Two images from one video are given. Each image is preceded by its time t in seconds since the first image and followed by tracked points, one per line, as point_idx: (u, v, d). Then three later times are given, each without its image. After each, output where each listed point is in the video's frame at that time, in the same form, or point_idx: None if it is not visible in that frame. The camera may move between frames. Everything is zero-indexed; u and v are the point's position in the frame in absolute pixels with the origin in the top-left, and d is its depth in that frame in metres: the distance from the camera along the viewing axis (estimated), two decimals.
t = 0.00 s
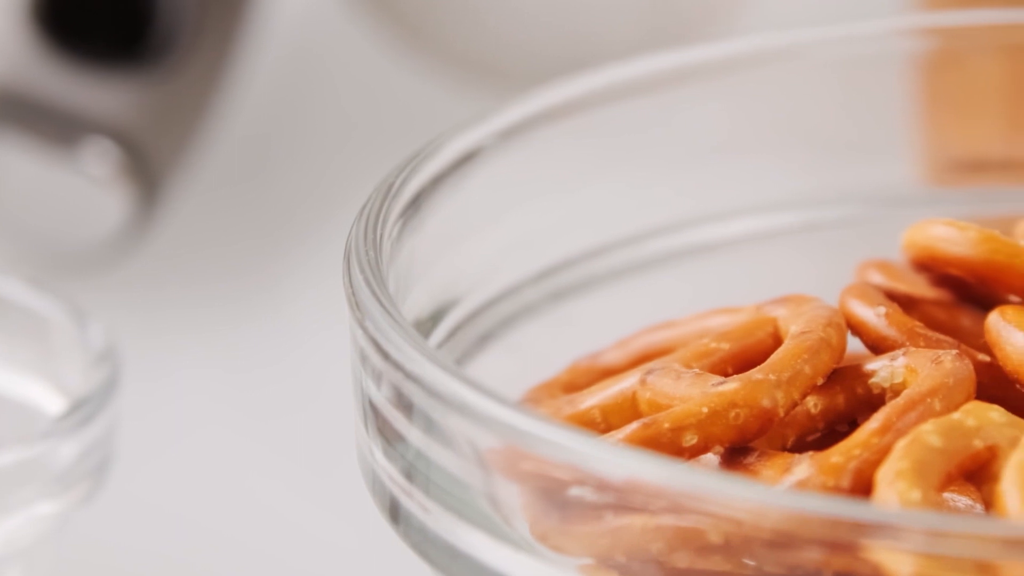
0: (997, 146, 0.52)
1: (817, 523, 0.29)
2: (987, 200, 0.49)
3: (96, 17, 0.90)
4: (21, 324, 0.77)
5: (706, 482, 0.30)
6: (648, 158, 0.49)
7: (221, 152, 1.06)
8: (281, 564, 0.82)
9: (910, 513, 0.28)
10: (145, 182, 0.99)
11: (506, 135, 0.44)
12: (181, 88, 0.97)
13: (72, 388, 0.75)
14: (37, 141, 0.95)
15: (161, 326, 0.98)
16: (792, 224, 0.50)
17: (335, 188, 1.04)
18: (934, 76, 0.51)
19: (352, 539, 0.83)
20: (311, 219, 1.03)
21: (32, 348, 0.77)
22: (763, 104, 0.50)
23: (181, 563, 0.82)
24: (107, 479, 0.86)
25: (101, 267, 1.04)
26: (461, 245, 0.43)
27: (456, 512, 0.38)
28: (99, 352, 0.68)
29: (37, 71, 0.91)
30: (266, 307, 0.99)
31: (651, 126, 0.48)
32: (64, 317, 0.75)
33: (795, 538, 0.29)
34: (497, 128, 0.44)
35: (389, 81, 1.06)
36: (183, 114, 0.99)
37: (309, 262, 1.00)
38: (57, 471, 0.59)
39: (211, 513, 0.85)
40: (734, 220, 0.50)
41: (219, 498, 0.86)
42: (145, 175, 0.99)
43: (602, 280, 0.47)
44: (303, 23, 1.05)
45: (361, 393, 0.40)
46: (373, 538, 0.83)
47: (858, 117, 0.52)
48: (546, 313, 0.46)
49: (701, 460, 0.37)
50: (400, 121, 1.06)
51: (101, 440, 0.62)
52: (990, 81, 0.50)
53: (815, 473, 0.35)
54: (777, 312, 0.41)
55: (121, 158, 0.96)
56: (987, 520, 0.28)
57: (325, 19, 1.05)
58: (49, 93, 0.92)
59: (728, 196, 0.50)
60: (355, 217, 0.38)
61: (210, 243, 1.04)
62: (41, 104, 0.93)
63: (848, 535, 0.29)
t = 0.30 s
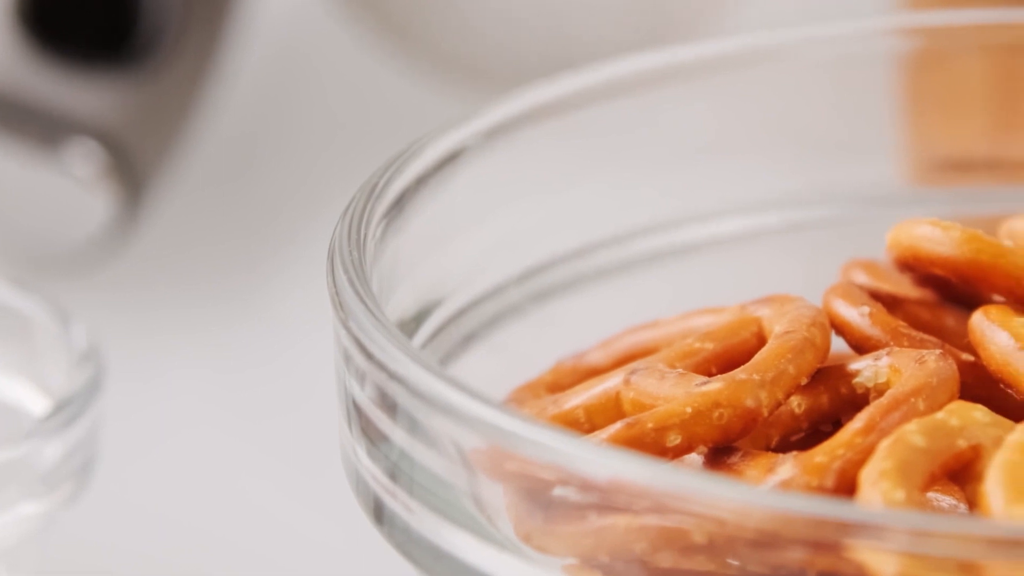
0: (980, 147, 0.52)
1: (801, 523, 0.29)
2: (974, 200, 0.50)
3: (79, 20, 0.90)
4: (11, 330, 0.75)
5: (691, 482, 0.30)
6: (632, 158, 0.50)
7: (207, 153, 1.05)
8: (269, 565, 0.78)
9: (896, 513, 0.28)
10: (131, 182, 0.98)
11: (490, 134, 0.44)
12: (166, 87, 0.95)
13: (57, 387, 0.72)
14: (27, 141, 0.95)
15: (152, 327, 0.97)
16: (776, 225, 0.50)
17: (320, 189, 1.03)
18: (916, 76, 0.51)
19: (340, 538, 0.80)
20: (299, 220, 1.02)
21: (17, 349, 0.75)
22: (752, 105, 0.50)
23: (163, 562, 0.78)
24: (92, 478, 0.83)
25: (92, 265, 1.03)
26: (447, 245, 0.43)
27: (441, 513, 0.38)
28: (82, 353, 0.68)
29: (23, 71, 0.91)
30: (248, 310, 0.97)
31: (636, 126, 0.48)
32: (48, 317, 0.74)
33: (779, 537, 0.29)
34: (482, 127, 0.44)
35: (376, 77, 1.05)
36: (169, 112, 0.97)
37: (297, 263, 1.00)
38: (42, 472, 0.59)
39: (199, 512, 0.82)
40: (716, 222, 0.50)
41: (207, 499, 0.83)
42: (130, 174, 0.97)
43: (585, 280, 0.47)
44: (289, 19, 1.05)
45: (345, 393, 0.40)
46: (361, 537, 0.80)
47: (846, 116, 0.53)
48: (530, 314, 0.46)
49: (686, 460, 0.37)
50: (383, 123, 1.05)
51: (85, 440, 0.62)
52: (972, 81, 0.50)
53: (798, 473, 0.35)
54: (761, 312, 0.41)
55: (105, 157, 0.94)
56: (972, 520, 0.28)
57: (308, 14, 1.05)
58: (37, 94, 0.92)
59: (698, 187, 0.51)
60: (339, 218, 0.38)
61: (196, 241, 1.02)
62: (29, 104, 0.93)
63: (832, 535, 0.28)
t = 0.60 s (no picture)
0: (961, 147, 0.53)
1: (781, 522, 0.29)
2: (955, 200, 0.50)
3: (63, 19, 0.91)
4: None
5: (671, 482, 0.30)
6: (613, 159, 0.51)
7: (190, 152, 1.04)
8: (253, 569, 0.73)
9: (877, 513, 0.28)
10: (111, 181, 0.98)
11: (471, 134, 0.44)
12: (150, 88, 0.96)
13: (40, 388, 0.71)
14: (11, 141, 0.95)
15: (137, 327, 0.92)
16: (756, 225, 0.51)
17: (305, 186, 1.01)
18: (898, 79, 0.51)
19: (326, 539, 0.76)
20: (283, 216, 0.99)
21: None
22: (733, 104, 0.50)
23: (142, 563, 0.74)
24: (75, 479, 0.79)
25: (75, 261, 0.99)
26: (428, 245, 0.43)
27: (422, 513, 0.38)
28: (62, 353, 0.68)
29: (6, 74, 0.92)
30: (227, 312, 0.93)
31: (617, 126, 0.49)
32: (32, 321, 0.74)
33: (759, 537, 0.29)
34: (463, 127, 0.44)
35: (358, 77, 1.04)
36: (151, 113, 0.98)
37: (279, 260, 0.96)
38: (23, 470, 0.59)
39: (180, 512, 0.78)
40: (698, 221, 0.51)
41: (188, 499, 0.79)
42: (111, 174, 0.97)
43: (565, 281, 0.48)
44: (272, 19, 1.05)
45: (326, 394, 0.40)
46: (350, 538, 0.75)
47: (830, 117, 0.53)
48: (511, 314, 0.47)
49: (667, 460, 0.37)
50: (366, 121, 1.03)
51: (66, 440, 0.62)
52: (955, 82, 0.51)
53: (780, 472, 0.35)
54: (742, 311, 0.41)
55: (87, 158, 0.94)
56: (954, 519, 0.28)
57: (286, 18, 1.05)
58: (23, 96, 0.93)
59: (683, 185, 0.52)
60: (320, 218, 0.38)
61: (178, 240, 0.99)
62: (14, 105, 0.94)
63: (813, 535, 0.28)
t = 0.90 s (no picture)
0: (944, 145, 0.54)
1: (762, 522, 0.29)
2: (937, 199, 0.51)
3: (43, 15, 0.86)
4: None
5: (655, 482, 0.30)
6: (598, 159, 0.52)
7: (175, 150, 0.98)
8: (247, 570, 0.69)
9: (859, 512, 0.28)
10: (97, 184, 0.94)
11: (453, 135, 0.45)
12: (134, 89, 0.91)
13: (22, 390, 0.70)
14: None
15: (130, 328, 0.89)
16: (736, 224, 0.52)
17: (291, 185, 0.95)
18: (881, 76, 0.52)
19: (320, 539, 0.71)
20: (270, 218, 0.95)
21: None
22: (712, 100, 0.51)
23: (134, 564, 0.69)
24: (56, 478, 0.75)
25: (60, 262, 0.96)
26: (410, 245, 0.43)
27: (403, 511, 0.38)
28: (45, 353, 0.68)
29: None
30: (214, 312, 0.89)
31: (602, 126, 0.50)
32: (12, 320, 0.73)
33: (741, 537, 0.29)
34: (445, 127, 0.44)
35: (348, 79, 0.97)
36: (137, 114, 0.93)
37: (267, 258, 0.92)
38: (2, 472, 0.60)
39: (170, 511, 0.73)
40: (679, 220, 0.52)
41: (178, 499, 0.74)
42: (96, 178, 0.93)
43: (550, 279, 0.48)
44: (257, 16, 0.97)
45: (309, 394, 0.40)
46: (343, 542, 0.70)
47: (810, 113, 0.54)
48: (493, 314, 0.46)
49: (650, 459, 0.37)
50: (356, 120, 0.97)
51: (48, 440, 0.62)
52: (938, 82, 0.52)
53: (762, 472, 0.35)
54: (725, 311, 0.41)
55: (72, 160, 0.91)
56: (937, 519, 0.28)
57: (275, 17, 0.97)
58: (6, 96, 0.89)
59: (667, 184, 0.53)
60: (302, 217, 0.38)
61: (160, 241, 0.96)
62: None
63: (796, 534, 0.28)
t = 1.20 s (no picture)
0: (924, 145, 0.55)
1: (741, 522, 0.29)
2: (912, 199, 0.52)
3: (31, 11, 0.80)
4: None
5: (634, 482, 0.30)
6: (573, 159, 0.52)
7: (153, 148, 0.94)
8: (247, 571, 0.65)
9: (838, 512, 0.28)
10: (74, 183, 0.89)
11: (430, 135, 0.45)
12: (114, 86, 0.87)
13: None
14: None
15: (116, 328, 0.85)
16: (716, 223, 0.52)
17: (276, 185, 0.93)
18: (860, 73, 0.53)
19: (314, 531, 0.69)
20: (251, 216, 0.92)
21: None
22: (684, 96, 0.52)
23: (126, 563, 0.66)
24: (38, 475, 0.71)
25: (42, 262, 0.92)
26: (387, 245, 0.43)
27: (381, 511, 0.38)
28: (23, 355, 0.68)
29: None
30: (190, 313, 0.86)
31: (577, 125, 0.50)
32: None
33: (721, 537, 0.29)
34: (423, 127, 0.45)
35: (325, 80, 0.93)
36: (117, 111, 0.89)
37: (253, 256, 0.90)
38: None
39: (161, 511, 0.70)
40: (659, 219, 0.52)
41: (166, 495, 0.71)
42: (71, 175, 0.89)
43: (528, 280, 0.49)
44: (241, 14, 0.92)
45: (288, 394, 0.40)
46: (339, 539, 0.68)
47: (786, 109, 0.55)
48: (471, 314, 0.47)
49: (628, 459, 0.37)
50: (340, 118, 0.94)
51: (25, 443, 0.63)
52: (916, 81, 0.53)
53: (740, 471, 0.35)
54: (704, 311, 0.41)
55: (51, 160, 0.86)
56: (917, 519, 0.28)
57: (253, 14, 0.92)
58: None
59: (647, 183, 0.53)
60: (281, 217, 0.38)
61: (144, 242, 0.92)
62: None
63: (775, 534, 0.28)
